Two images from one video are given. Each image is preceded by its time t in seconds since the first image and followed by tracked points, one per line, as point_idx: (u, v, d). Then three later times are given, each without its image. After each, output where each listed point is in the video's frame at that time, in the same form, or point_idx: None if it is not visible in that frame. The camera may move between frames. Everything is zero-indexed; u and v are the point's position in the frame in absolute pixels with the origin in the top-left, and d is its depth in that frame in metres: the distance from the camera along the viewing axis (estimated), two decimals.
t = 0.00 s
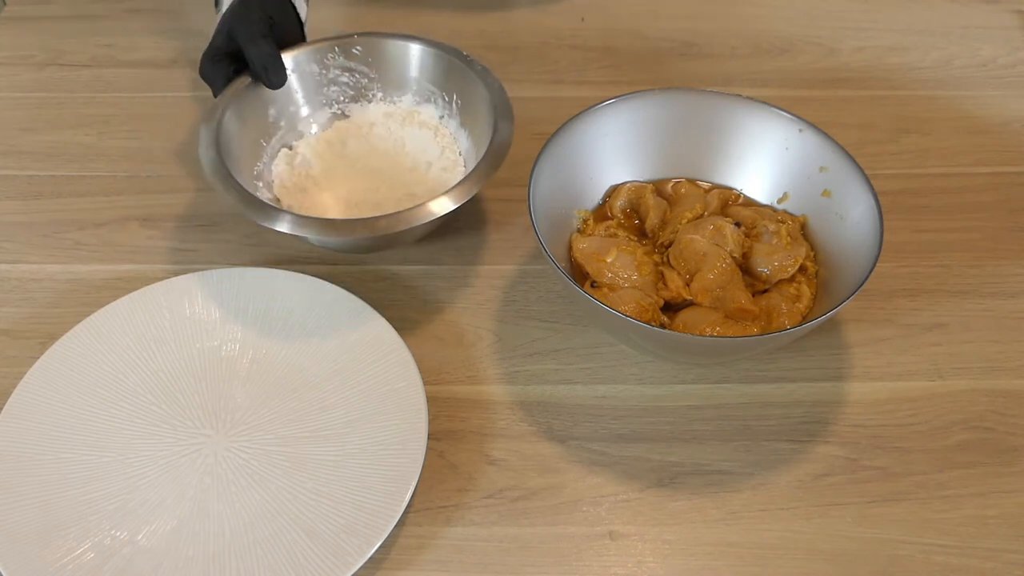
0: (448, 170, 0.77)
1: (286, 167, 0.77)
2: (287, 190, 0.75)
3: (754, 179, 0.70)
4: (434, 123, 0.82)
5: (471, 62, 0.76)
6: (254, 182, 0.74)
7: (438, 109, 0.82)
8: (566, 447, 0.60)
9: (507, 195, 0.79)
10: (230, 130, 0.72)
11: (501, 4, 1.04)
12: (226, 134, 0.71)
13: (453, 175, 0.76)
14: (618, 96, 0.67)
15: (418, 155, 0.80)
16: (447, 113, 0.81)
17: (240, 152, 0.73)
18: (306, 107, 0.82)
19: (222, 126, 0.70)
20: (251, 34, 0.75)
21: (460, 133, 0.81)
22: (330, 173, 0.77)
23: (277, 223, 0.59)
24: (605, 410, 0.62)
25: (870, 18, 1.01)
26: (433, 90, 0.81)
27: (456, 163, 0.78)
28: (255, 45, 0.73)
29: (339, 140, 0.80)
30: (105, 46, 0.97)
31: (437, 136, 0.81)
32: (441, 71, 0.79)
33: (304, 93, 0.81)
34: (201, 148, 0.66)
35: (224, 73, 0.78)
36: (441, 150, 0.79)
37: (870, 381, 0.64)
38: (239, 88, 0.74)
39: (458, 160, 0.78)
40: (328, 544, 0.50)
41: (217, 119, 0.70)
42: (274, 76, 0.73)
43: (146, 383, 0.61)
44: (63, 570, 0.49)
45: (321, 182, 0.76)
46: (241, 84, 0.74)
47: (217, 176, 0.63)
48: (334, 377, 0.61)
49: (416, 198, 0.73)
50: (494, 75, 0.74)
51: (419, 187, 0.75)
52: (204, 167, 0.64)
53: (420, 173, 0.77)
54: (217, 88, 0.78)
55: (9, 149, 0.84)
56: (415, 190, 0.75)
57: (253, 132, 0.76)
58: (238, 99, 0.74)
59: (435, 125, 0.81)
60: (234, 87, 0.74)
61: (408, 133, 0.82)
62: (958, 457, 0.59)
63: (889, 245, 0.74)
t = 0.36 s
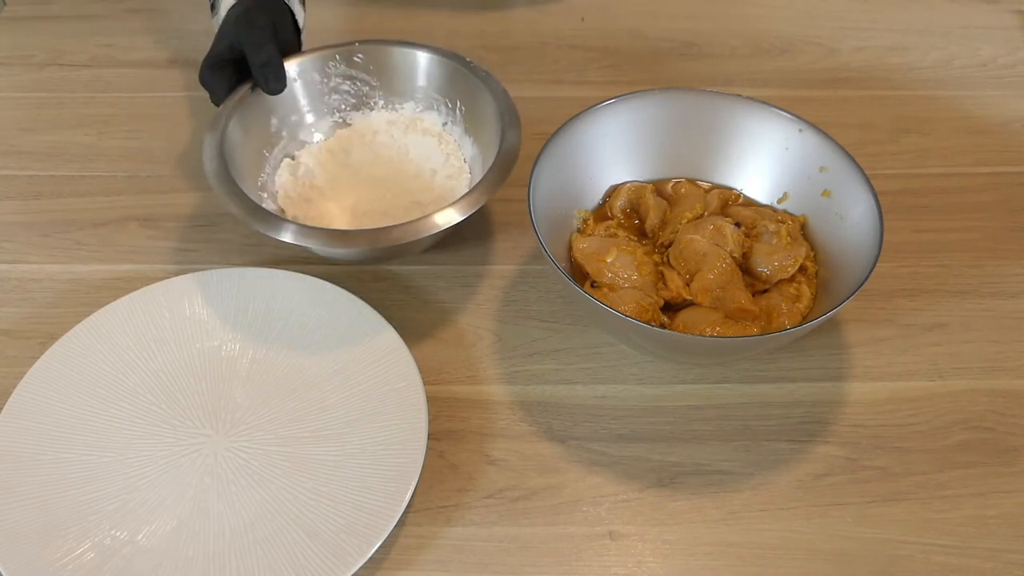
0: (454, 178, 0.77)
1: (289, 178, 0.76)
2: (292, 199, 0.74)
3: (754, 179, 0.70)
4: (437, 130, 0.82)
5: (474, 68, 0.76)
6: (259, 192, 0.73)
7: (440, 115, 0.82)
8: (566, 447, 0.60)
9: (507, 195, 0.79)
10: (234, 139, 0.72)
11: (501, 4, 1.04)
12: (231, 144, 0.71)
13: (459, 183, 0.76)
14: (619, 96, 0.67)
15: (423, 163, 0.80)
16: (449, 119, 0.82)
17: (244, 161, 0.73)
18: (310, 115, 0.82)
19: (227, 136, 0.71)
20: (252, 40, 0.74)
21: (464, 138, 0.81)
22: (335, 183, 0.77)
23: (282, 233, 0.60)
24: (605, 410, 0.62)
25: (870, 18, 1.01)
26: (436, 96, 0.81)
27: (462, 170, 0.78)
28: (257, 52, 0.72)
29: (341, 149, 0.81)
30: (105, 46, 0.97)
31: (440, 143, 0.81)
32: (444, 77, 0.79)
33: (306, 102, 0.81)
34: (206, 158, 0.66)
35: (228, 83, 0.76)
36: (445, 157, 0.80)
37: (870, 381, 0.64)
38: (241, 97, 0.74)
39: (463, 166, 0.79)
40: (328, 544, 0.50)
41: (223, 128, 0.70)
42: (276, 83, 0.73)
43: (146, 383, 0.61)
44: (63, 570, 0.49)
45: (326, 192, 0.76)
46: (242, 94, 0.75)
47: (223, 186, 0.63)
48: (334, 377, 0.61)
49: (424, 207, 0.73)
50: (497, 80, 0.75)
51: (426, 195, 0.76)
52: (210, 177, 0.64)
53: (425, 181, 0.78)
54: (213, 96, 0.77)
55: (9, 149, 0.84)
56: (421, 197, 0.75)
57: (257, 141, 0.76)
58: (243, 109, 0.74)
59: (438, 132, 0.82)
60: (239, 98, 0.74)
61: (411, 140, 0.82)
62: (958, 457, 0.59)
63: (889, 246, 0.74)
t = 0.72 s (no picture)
0: (453, 174, 0.77)
1: (288, 182, 0.76)
2: (292, 202, 0.74)
3: (754, 179, 0.70)
4: (432, 127, 0.82)
5: (467, 65, 0.77)
6: (260, 197, 0.73)
7: (435, 113, 0.83)
8: (566, 447, 0.60)
9: (507, 196, 0.79)
10: (234, 142, 0.72)
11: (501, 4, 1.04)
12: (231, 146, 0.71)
13: (458, 179, 0.76)
14: (618, 96, 0.67)
15: (421, 161, 0.80)
16: (444, 115, 0.82)
17: (243, 166, 0.73)
18: (308, 115, 0.82)
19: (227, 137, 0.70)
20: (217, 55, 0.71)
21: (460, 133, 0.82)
22: (334, 185, 0.77)
23: (282, 232, 0.60)
24: (605, 410, 0.62)
25: (870, 18, 1.01)
26: (429, 93, 0.82)
27: (461, 165, 0.78)
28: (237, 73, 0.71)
29: (337, 151, 0.81)
30: (106, 46, 0.97)
31: (437, 140, 0.81)
32: (438, 73, 0.80)
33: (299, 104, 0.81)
34: (207, 160, 0.66)
35: (153, 59, 0.70)
36: (442, 154, 0.80)
37: (870, 381, 0.64)
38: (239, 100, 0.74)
39: (462, 161, 0.79)
40: (328, 545, 0.50)
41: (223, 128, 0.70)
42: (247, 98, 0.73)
43: (146, 383, 0.61)
44: (63, 570, 0.49)
45: (326, 195, 0.76)
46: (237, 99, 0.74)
47: (223, 187, 0.63)
48: (334, 377, 0.61)
49: (424, 204, 0.74)
50: (493, 77, 0.75)
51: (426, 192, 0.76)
52: (210, 179, 0.64)
53: (425, 179, 0.78)
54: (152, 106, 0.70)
55: (9, 149, 0.84)
56: (420, 194, 0.75)
57: (256, 145, 0.76)
58: (244, 110, 0.74)
59: (433, 129, 0.82)
60: (240, 99, 0.74)
61: (407, 138, 0.82)
62: (958, 457, 0.59)
63: (889, 246, 0.74)
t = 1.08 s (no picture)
0: (453, 173, 0.77)
1: (288, 183, 0.77)
2: (292, 203, 0.74)
3: (753, 179, 0.70)
4: (431, 127, 0.82)
5: (467, 64, 0.77)
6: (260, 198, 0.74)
7: (435, 114, 0.83)
8: (566, 447, 0.60)
9: (507, 196, 0.79)
10: (234, 142, 0.72)
11: (501, 4, 1.04)
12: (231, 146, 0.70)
13: (459, 178, 0.77)
14: (618, 96, 0.67)
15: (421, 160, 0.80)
16: (444, 115, 0.82)
17: (243, 165, 0.73)
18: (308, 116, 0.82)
19: (228, 137, 0.71)
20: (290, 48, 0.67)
21: (459, 132, 0.82)
22: (333, 185, 0.77)
23: (282, 232, 0.60)
24: (605, 410, 0.62)
25: (870, 18, 1.01)
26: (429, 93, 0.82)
27: (461, 164, 0.79)
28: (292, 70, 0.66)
29: (337, 152, 0.81)
30: (106, 46, 0.97)
31: (436, 140, 0.81)
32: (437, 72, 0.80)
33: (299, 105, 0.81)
34: (207, 159, 0.66)
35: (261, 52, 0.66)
36: (442, 153, 0.80)
37: (870, 381, 0.64)
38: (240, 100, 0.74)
39: (461, 161, 0.79)
40: (328, 545, 0.50)
41: (223, 128, 0.70)
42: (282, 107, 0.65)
43: (146, 383, 0.61)
44: (63, 570, 0.49)
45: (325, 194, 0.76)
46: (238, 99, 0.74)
47: (223, 187, 0.63)
48: (334, 377, 0.61)
49: (424, 205, 0.74)
50: (493, 76, 0.75)
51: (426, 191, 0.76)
52: (210, 178, 0.64)
53: (425, 178, 0.78)
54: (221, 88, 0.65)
55: (9, 149, 0.84)
56: (420, 193, 0.76)
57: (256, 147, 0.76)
58: (246, 109, 0.74)
59: (432, 128, 0.82)
60: (247, 95, 0.73)
61: (407, 138, 0.82)
62: (958, 457, 0.59)
63: (889, 246, 0.74)
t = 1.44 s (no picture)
0: (453, 173, 0.77)
1: (288, 183, 0.76)
2: (291, 203, 0.74)
3: (753, 179, 0.70)
4: (431, 126, 0.82)
5: (466, 64, 0.77)
6: (260, 198, 0.74)
7: (434, 113, 0.83)
8: (566, 447, 0.60)
9: (507, 196, 0.79)
10: (234, 141, 0.72)
11: (501, 4, 1.04)
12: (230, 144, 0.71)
13: (459, 178, 0.77)
14: (618, 96, 0.67)
15: (421, 160, 0.80)
16: (444, 115, 0.82)
17: (243, 165, 0.73)
18: (308, 116, 0.82)
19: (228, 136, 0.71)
20: None
21: (459, 132, 0.82)
22: (333, 185, 0.77)
23: (282, 232, 0.60)
24: (605, 410, 0.62)
25: (870, 18, 1.01)
26: (428, 92, 0.82)
27: (461, 164, 0.79)
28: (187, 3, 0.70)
29: (337, 152, 0.81)
30: (106, 46, 0.97)
31: (436, 140, 0.81)
32: (437, 72, 0.80)
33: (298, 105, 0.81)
34: (207, 158, 0.66)
35: None
36: (442, 153, 0.80)
37: (870, 381, 0.64)
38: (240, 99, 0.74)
39: (461, 160, 0.79)
40: (328, 545, 0.50)
41: (223, 127, 0.70)
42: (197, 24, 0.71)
43: (146, 383, 0.61)
44: (63, 570, 0.49)
45: (326, 194, 0.76)
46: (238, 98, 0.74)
47: (222, 187, 0.63)
48: (334, 377, 0.61)
49: (425, 205, 0.74)
50: (492, 75, 0.75)
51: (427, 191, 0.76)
52: (209, 177, 0.64)
53: (425, 177, 0.78)
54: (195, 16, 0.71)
55: (9, 149, 0.84)
56: (420, 193, 0.76)
57: (256, 146, 0.76)
58: (245, 108, 0.74)
59: (432, 128, 0.82)
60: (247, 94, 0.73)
61: (406, 138, 0.82)
62: (958, 457, 0.59)
63: (889, 245, 0.74)
